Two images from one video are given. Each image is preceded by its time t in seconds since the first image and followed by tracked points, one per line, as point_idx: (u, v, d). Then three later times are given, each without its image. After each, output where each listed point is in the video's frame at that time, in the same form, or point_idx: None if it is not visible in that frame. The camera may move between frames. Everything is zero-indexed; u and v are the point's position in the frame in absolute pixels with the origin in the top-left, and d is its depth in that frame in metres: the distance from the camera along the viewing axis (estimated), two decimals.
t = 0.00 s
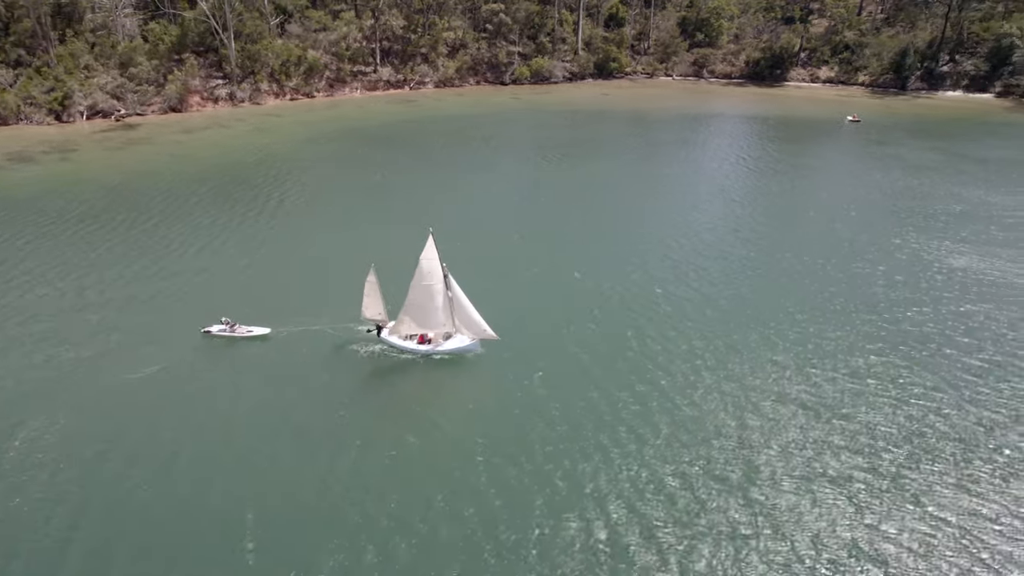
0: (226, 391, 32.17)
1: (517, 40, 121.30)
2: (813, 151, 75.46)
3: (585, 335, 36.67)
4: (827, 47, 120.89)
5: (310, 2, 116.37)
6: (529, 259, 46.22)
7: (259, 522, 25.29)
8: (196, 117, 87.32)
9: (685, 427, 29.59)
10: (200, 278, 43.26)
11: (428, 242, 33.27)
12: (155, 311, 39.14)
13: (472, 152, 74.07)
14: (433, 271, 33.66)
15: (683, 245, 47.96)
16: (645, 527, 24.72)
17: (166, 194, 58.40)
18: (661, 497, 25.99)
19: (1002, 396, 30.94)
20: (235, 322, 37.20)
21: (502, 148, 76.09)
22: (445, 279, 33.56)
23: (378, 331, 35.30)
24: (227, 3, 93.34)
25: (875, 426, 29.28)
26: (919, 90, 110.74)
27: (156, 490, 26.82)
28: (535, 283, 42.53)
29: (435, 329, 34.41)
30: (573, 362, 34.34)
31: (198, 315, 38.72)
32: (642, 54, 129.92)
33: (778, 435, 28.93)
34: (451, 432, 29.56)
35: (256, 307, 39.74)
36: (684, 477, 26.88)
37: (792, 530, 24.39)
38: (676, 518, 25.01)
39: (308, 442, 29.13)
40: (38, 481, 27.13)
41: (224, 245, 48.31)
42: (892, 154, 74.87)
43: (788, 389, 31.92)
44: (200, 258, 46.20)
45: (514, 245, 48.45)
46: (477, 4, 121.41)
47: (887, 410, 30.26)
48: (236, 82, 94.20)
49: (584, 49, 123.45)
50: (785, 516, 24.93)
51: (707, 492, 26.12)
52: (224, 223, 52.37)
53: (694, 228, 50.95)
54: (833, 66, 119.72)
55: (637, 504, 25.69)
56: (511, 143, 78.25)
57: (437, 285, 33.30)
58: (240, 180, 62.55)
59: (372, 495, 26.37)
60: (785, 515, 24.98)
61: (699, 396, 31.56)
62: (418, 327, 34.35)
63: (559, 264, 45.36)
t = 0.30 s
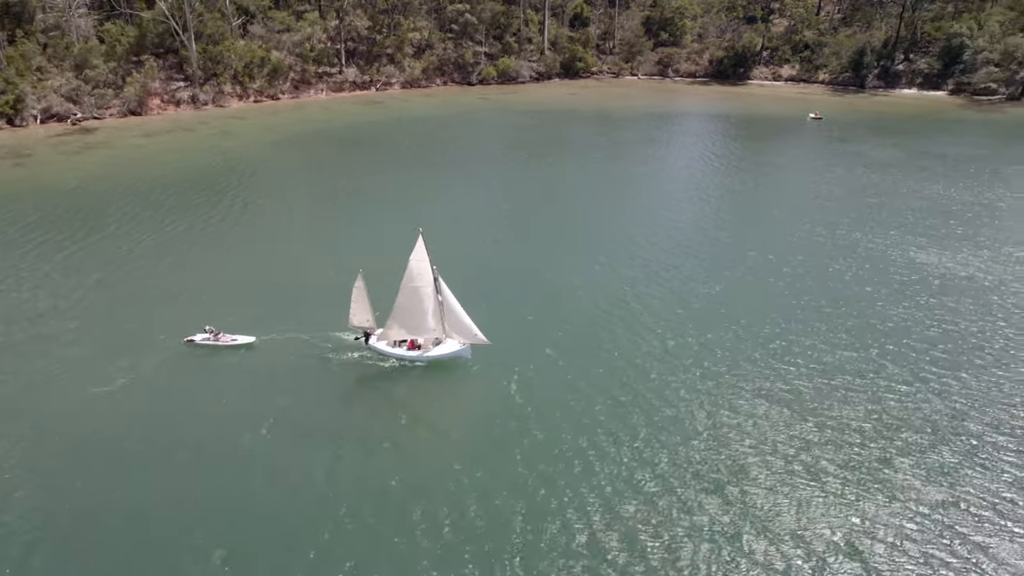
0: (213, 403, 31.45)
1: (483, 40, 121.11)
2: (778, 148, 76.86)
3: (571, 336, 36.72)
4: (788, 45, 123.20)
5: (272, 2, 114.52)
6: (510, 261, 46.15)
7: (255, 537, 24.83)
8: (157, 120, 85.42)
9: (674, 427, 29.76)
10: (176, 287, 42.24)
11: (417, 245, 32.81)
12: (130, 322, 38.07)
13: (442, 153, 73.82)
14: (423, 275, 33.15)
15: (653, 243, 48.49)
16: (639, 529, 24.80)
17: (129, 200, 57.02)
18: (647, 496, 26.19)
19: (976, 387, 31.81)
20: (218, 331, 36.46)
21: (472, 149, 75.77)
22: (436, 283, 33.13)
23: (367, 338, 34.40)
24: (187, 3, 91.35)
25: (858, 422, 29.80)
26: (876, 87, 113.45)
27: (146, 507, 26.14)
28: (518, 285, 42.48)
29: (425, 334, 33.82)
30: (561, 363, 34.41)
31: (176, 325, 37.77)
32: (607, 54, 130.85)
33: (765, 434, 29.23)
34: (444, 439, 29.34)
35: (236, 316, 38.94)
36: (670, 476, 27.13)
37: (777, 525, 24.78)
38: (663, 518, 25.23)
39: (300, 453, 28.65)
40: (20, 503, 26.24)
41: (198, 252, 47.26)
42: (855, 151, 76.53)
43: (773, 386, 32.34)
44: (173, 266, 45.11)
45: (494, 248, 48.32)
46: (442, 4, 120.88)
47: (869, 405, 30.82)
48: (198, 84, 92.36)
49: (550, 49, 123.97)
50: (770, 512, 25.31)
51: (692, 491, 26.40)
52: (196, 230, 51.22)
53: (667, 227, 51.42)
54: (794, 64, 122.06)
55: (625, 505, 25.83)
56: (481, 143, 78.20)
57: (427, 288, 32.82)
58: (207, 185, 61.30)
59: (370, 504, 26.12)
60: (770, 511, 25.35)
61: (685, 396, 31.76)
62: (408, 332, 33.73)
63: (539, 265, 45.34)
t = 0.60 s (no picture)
0: (205, 414, 30.70)
1: (454, 40, 120.59)
2: (751, 147, 77.79)
3: (563, 337, 36.64)
4: (756, 45, 124.89)
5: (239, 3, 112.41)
6: (495, 263, 45.94)
7: (254, 553, 24.26)
8: (122, 124, 83.38)
9: (666, 429, 29.68)
10: (157, 296, 41.17)
11: (416, 249, 31.95)
12: (113, 333, 37.00)
13: (417, 155, 73.25)
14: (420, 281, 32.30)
15: (629, 245, 48.50)
16: (630, 534, 24.57)
17: (96, 206, 55.46)
18: (641, 499, 26.05)
19: (957, 382, 32.22)
20: (206, 339, 35.62)
21: (447, 150, 75.34)
22: (433, 289, 32.36)
23: (361, 346, 33.66)
24: (152, 4, 89.21)
25: (844, 419, 29.96)
26: (842, 86, 115.53)
27: (142, 526, 25.43)
28: (506, 288, 42.32)
29: (421, 342, 32.93)
30: (554, 365, 34.30)
31: (161, 334, 36.81)
32: (578, 54, 131.24)
33: (754, 434, 29.25)
34: (441, 444, 28.95)
35: (223, 324, 38.09)
36: (663, 478, 27.02)
37: (771, 523, 24.81)
38: (657, 520, 25.11)
39: (296, 463, 28.09)
40: (7, 526, 25.32)
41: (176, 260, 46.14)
42: (825, 149, 77.80)
43: (762, 384, 32.49)
44: (152, 274, 43.97)
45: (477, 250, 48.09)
46: (412, 5, 120.15)
47: (854, 402, 31.03)
48: (164, 86, 90.37)
49: (521, 49, 123.87)
50: (764, 510, 25.34)
51: (686, 492, 26.32)
52: (172, 236, 50.00)
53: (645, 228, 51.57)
54: (761, 64, 123.80)
55: (618, 509, 25.65)
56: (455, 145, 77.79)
57: (425, 295, 31.99)
58: (177, 190, 59.91)
59: (370, 512, 25.69)
60: (764, 509, 25.38)
61: (675, 397, 31.73)
62: (404, 340, 32.85)
63: (524, 267, 45.22)
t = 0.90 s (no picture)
0: (192, 429, 29.65)
1: (417, 41, 119.72)
2: (716, 145, 78.74)
3: (552, 338, 36.39)
4: (716, 44, 126.68)
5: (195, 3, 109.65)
6: (476, 266, 45.49)
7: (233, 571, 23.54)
8: (74, 128, 80.83)
9: (654, 428, 29.51)
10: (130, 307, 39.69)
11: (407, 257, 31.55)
12: (87, 346, 35.51)
13: (383, 157, 72.42)
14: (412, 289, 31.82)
15: (599, 244, 48.57)
16: (618, 539, 24.27)
17: (50, 214, 53.53)
18: (627, 502, 25.79)
19: (931, 373, 32.65)
20: (190, 351, 34.43)
21: (414, 152, 74.64)
22: (426, 296, 31.83)
23: (350, 355, 32.78)
24: (104, 4, 86.54)
25: (826, 414, 30.08)
26: (800, 84, 117.88)
27: (134, 549, 24.44)
28: (491, 290, 41.90)
29: (413, 350, 32.19)
30: (545, 366, 33.99)
31: (132, 346, 35.55)
32: (541, 54, 131.55)
33: (738, 432, 29.19)
34: (436, 450, 28.40)
35: (203, 334, 36.87)
36: (649, 479, 26.81)
37: (758, 523, 24.77)
38: (644, 522, 24.90)
39: (291, 476, 27.30)
40: None
41: (146, 269, 44.63)
42: (789, 146, 79.22)
43: (744, 381, 32.59)
44: (122, 284, 42.41)
45: (455, 252, 47.58)
46: (373, 5, 119.02)
47: (834, 397, 31.19)
48: (118, 89, 87.85)
49: (484, 49, 123.42)
50: (751, 510, 25.27)
51: (674, 494, 26.12)
52: (139, 245, 48.37)
53: (615, 228, 51.68)
54: (722, 63, 125.65)
55: (606, 512, 25.35)
56: (421, 146, 77.02)
57: (417, 303, 31.49)
58: (137, 196, 58.17)
59: (370, 525, 25.11)
60: (750, 509, 25.32)
61: (662, 397, 31.59)
62: (395, 349, 32.10)
63: (505, 269, 44.85)
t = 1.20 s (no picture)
0: (175, 450, 28.34)
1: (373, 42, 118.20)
2: (676, 144, 79.54)
3: (531, 343, 36.00)
4: (671, 43, 128.25)
5: (141, 3, 106.22)
6: (452, 271, 44.84)
7: None
8: (14, 134, 77.55)
9: (640, 427, 29.35)
10: (95, 322, 37.82)
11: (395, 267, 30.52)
12: (53, 366, 33.69)
13: (343, 160, 71.11)
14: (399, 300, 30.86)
15: (569, 246, 48.43)
16: (614, 542, 23.96)
17: None
18: (615, 505, 25.40)
19: (902, 366, 33.24)
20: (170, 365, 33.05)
21: (374, 155, 73.46)
22: (413, 306, 30.90)
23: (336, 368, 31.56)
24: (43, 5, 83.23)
25: (806, 407, 30.34)
26: (752, 82, 120.15)
27: None
28: (469, 296, 41.33)
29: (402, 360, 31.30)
30: (527, 371, 33.55)
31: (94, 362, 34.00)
32: (497, 54, 131.37)
33: (723, 430, 29.15)
34: (424, 462, 27.73)
35: (177, 349, 35.32)
36: (636, 481, 26.46)
37: (748, 520, 24.60)
38: (633, 526, 24.54)
39: (284, 495, 26.30)
40: None
41: (108, 282, 42.68)
42: (746, 144, 80.44)
43: (723, 379, 32.70)
44: (84, 299, 40.43)
45: (426, 258, 46.88)
46: (326, 6, 117.21)
47: (812, 392, 31.40)
48: (60, 93, 84.62)
49: (440, 50, 122.43)
50: (739, 507, 25.11)
51: (661, 495, 25.81)
52: (97, 256, 46.26)
53: (579, 229, 51.81)
54: (676, 62, 127.32)
55: (594, 518, 24.91)
56: (381, 149, 75.92)
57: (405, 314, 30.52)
58: (87, 205, 55.93)
59: (370, 540, 24.36)
60: (739, 506, 25.16)
61: (644, 398, 31.43)
62: (384, 361, 31.13)
63: (480, 274, 44.34)
